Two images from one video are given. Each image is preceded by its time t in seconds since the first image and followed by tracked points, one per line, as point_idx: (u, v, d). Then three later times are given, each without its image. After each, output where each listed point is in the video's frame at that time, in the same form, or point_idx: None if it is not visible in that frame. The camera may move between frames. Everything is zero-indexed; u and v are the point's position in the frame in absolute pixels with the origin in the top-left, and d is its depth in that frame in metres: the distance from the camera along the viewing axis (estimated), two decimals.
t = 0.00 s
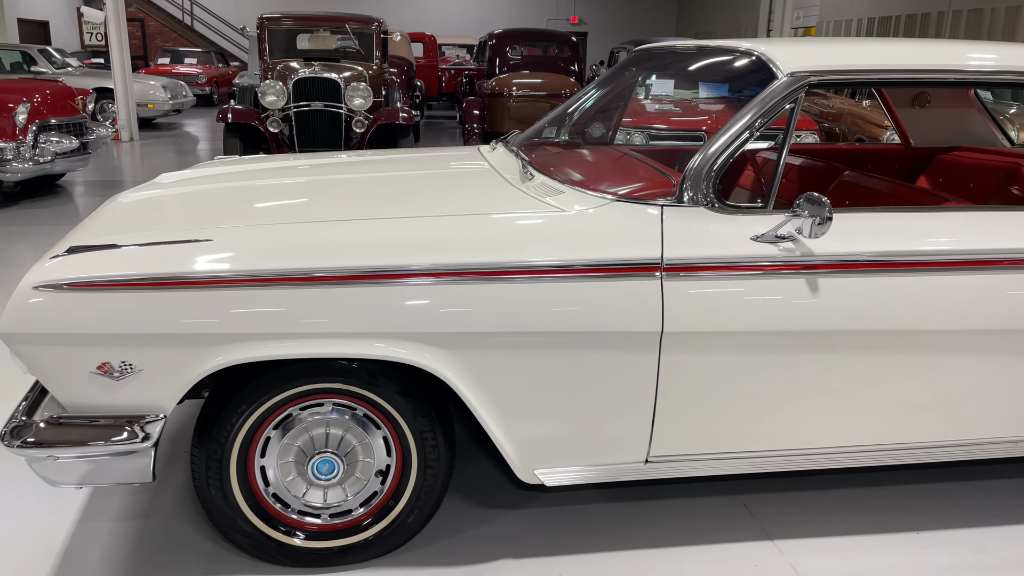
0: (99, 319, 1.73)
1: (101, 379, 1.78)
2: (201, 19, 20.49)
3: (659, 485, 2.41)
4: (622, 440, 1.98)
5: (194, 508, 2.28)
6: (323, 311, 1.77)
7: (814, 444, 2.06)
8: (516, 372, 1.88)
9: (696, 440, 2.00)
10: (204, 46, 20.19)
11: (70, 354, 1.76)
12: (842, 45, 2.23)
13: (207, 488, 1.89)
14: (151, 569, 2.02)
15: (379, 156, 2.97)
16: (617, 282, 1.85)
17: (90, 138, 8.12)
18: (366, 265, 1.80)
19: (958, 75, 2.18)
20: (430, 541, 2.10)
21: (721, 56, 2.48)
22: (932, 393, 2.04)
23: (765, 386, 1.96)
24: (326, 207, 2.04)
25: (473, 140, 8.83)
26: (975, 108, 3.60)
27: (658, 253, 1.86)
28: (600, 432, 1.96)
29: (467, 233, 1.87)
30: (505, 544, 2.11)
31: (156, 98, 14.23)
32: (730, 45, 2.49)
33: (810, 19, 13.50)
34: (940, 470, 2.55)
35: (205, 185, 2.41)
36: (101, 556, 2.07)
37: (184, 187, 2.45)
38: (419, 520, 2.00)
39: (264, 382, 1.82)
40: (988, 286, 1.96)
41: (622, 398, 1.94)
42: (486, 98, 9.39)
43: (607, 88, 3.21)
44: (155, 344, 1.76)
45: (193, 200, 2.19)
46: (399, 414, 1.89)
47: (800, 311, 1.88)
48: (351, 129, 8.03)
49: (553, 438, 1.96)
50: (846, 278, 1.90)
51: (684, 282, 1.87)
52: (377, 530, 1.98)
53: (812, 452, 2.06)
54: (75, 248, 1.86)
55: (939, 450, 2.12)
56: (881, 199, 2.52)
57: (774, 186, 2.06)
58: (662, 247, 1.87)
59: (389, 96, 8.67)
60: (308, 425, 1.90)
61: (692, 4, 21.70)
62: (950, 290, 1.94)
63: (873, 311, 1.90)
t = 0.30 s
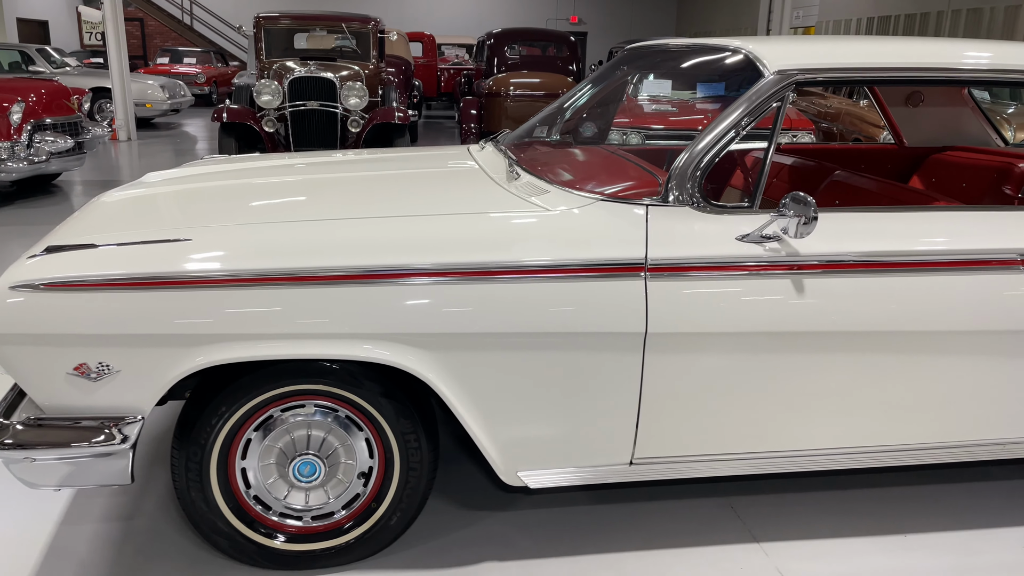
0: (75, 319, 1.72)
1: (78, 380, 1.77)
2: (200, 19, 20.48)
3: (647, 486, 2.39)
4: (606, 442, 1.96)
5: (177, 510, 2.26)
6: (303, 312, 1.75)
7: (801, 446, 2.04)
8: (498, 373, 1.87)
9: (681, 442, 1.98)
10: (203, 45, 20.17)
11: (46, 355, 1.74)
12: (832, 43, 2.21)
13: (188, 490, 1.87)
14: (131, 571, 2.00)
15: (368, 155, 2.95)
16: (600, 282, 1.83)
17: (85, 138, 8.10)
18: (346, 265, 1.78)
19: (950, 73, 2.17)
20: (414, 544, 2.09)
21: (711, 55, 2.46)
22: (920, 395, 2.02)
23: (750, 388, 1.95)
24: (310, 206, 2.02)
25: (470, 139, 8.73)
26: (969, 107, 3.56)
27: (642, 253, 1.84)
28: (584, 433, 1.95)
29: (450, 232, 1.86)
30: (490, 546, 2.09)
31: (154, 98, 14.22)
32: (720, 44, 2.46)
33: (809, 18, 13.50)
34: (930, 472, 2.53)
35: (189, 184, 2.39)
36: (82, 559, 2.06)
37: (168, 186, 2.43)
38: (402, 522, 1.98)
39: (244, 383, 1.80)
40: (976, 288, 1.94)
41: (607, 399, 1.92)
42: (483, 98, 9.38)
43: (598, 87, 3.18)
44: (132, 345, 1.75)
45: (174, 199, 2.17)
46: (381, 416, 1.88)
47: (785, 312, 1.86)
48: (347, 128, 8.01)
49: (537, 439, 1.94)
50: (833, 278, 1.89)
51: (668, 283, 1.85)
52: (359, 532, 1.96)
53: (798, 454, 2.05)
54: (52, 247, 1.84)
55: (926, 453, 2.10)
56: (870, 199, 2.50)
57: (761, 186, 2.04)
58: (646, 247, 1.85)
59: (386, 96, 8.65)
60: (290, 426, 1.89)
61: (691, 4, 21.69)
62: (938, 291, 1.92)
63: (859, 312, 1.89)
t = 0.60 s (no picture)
0: (50, 320, 1.70)
1: (52, 382, 1.75)
2: (198, 18, 20.45)
3: (633, 489, 2.38)
4: (589, 444, 1.95)
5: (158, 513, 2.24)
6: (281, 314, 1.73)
7: (786, 449, 2.03)
8: (480, 375, 1.85)
9: (665, 444, 1.97)
10: (201, 45, 20.13)
11: (20, 356, 1.72)
12: (820, 42, 2.20)
13: (166, 493, 1.85)
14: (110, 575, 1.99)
15: (355, 154, 2.94)
16: (582, 283, 1.82)
17: (79, 137, 8.08)
18: (324, 265, 1.76)
19: (944, 72, 2.15)
20: (396, 548, 2.07)
21: (699, 54, 2.45)
22: (906, 397, 2.01)
23: (734, 390, 1.93)
24: (291, 206, 2.00)
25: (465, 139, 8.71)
26: (961, 106, 3.53)
27: (624, 254, 1.83)
28: (567, 436, 1.93)
29: (431, 233, 1.84)
30: (472, 550, 2.07)
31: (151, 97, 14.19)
32: (707, 43, 2.45)
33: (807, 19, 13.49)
34: (918, 475, 2.52)
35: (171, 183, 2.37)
36: (60, 562, 2.04)
37: (150, 185, 2.41)
38: (383, 526, 1.97)
39: (222, 386, 1.79)
40: (962, 290, 1.92)
41: (589, 402, 1.91)
42: (480, 98, 9.36)
43: (588, 86, 3.16)
44: (108, 346, 1.73)
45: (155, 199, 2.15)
46: (361, 418, 1.86)
47: (768, 314, 1.85)
48: (342, 128, 7.99)
49: (519, 442, 1.93)
50: (817, 279, 1.87)
51: (650, 284, 1.83)
52: (340, 536, 1.95)
53: (784, 457, 2.03)
54: (28, 248, 1.82)
55: (912, 455, 2.09)
56: (857, 199, 2.48)
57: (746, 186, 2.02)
58: (628, 247, 1.84)
59: (381, 95, 8.63)
60: (269, 429, 1.87)
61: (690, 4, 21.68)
62: (923, 293, 1.91)
63: (844, 314, 1.87)
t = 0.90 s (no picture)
0: (23, 323, 1.68)
1: (25, 386, 1.73)
2: (195, 18, 20.42)
3: (619, 492, 2.36)
4: (571, 448, 1.93)
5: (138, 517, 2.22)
6: (257, 317, 1.72)
7: (770, 452, 2.01)
8: (459, 379, 1.83)
9: (647, 448, 1.95)
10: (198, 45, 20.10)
11: None
12: (805, 42, 2.18)
13: (142, 497, 1.83)
14: None
15: (340, 155, 2.92)
16: (562, 286, 1.80)
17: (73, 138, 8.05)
18: (301, 268, 1.74)
19: (932, 72, 2.13)
20: (377, 552, 2.05)
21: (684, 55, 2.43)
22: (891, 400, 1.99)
23: (717, 393, 1.91)
24: (270, 207, 1.98)
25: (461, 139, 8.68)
26: (953, 107, 3.53)
27: (605, 256, 1.81)
28: (548, 439, 1.91)
29: (410, 234, 1.82)
30: (454, 554, 2.06)
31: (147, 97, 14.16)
32: (693, 43, 2.43)
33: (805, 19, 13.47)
34: (906, 478, 2.50)
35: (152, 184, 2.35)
36: (37, 567, 2.02)
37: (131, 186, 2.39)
38: (363, 530, 1.95)
39: (198, 389, 1.77)
40: (946, 292, 1.91)
41: (570, 405, 1.89)
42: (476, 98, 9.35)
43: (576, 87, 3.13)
44: (82, 349, 1.71)
45: (134, 200, 2.12)
46: (340, 422, 1.84)
47: (750, 316, 1.83)
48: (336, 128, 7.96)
49: (500, 446, 1.91)
50: (799, 282, 1.85)
51: (631, 286, 1.81)
52: (319, 541, 1.93)
53: (768, 460, 2.02)
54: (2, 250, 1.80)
55: (897, 459, 2.07)
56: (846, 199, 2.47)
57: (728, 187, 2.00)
58: (609, 250, 1.82)
59: (376, 96, 8.61)
60: (247, 432, 1.85)
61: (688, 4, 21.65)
62: (907, 295, 1.89)
63: (827, 316, 1.85)
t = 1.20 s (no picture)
0: None
1: None
2: (192, 18, 20.39)
3: (603, 495, 2.34)
4: (552, 451, 1.91)
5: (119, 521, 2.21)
6: (232, 321, 1.70)
7: (752, 455, 1.99)
8: (438, 383, 1.81)
9: (629, 452, 1.93)
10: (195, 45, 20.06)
11: None
12: (789, 44, 2.16)
13: (118, 502, 1.82)
14: None
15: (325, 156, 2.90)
16: (541, 290, 1.78)
17: (66, 138, 8.02)
18: (277, 272, 1.72)
19: (919, 74, 2.11)
20: (358, 556, 2.03)
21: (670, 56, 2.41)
22: (875, 403, 1.97)
23: (699, 397, 1.90)
24: (248, 210, 1.96)
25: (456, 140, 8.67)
26: (943, 108, 3.51)
27: (584, 260, 1.79)
28: (529, 443, 1.90)
29: (387, 238, 1.80)
30: (436, 558, 2.04)
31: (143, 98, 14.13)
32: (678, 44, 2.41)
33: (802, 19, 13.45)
34: (893, 481, 2.49)
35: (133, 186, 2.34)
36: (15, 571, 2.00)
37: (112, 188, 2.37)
38: (342, 535, 1.93)
39: (173, 394, 1.75)
40: (929, 294, 1.89)
41: (550, 409, 1.87)
42: (472, 98, 9.33)
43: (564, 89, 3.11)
44: (55, 354, 1.69)
45: (111, 203, 2.10)
46: (317, 427, 1.82)
47: (731, 320, 1.82)
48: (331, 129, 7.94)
49: (480, 450, 1.89)
50: (781, 285, 1.84)
51: (610, 290, 1.80)
52: (298, 545, 1.91)
53: (750, 464, 2.00)
54: None
55: (882, 462, 2.06)
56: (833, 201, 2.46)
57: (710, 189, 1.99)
58: (588, 253, 1.80)
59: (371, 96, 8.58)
60: (223, 437, 1.83)
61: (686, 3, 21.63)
62: (890, 297, 1.87)
63: (808, 319, 1.84)
